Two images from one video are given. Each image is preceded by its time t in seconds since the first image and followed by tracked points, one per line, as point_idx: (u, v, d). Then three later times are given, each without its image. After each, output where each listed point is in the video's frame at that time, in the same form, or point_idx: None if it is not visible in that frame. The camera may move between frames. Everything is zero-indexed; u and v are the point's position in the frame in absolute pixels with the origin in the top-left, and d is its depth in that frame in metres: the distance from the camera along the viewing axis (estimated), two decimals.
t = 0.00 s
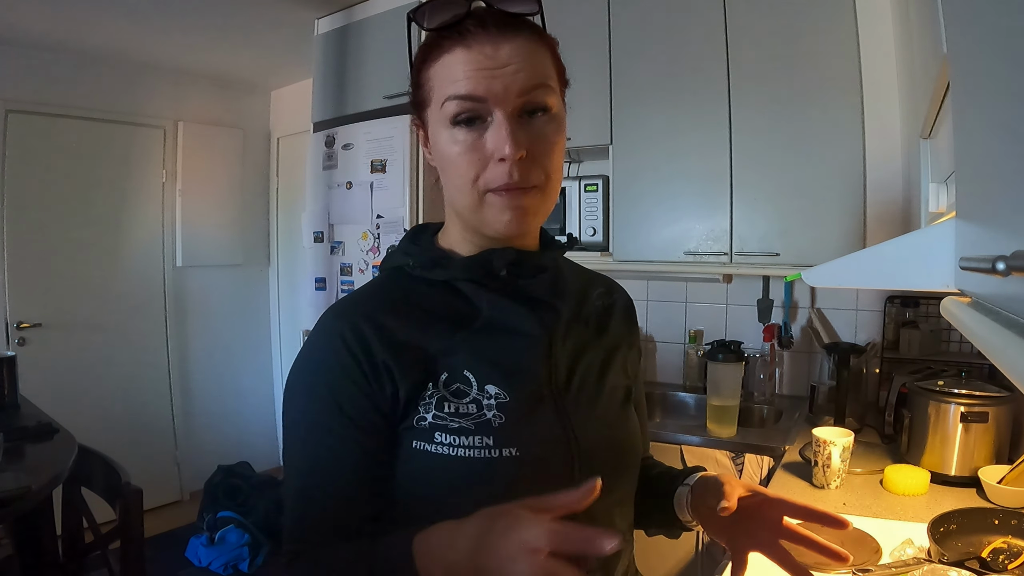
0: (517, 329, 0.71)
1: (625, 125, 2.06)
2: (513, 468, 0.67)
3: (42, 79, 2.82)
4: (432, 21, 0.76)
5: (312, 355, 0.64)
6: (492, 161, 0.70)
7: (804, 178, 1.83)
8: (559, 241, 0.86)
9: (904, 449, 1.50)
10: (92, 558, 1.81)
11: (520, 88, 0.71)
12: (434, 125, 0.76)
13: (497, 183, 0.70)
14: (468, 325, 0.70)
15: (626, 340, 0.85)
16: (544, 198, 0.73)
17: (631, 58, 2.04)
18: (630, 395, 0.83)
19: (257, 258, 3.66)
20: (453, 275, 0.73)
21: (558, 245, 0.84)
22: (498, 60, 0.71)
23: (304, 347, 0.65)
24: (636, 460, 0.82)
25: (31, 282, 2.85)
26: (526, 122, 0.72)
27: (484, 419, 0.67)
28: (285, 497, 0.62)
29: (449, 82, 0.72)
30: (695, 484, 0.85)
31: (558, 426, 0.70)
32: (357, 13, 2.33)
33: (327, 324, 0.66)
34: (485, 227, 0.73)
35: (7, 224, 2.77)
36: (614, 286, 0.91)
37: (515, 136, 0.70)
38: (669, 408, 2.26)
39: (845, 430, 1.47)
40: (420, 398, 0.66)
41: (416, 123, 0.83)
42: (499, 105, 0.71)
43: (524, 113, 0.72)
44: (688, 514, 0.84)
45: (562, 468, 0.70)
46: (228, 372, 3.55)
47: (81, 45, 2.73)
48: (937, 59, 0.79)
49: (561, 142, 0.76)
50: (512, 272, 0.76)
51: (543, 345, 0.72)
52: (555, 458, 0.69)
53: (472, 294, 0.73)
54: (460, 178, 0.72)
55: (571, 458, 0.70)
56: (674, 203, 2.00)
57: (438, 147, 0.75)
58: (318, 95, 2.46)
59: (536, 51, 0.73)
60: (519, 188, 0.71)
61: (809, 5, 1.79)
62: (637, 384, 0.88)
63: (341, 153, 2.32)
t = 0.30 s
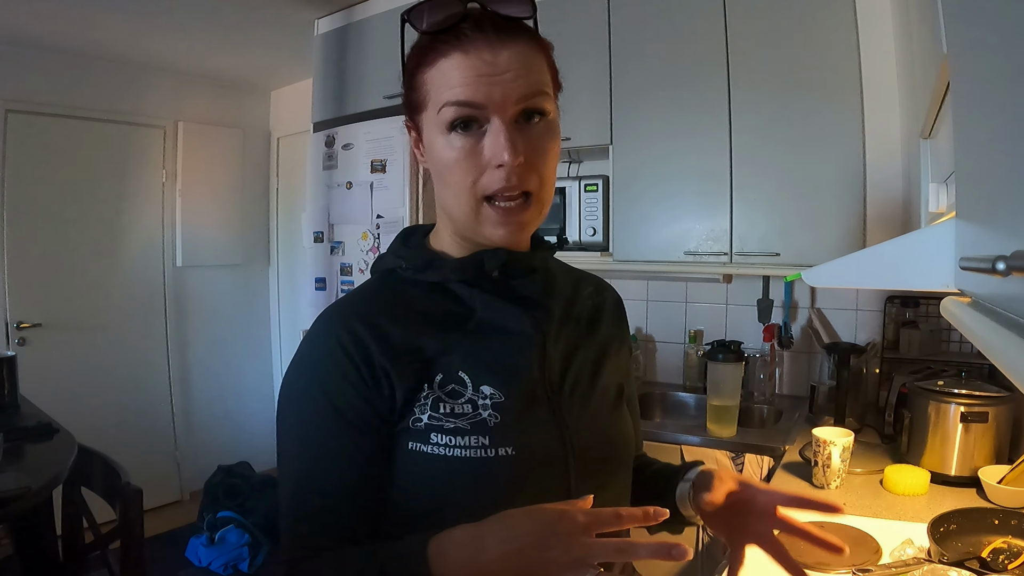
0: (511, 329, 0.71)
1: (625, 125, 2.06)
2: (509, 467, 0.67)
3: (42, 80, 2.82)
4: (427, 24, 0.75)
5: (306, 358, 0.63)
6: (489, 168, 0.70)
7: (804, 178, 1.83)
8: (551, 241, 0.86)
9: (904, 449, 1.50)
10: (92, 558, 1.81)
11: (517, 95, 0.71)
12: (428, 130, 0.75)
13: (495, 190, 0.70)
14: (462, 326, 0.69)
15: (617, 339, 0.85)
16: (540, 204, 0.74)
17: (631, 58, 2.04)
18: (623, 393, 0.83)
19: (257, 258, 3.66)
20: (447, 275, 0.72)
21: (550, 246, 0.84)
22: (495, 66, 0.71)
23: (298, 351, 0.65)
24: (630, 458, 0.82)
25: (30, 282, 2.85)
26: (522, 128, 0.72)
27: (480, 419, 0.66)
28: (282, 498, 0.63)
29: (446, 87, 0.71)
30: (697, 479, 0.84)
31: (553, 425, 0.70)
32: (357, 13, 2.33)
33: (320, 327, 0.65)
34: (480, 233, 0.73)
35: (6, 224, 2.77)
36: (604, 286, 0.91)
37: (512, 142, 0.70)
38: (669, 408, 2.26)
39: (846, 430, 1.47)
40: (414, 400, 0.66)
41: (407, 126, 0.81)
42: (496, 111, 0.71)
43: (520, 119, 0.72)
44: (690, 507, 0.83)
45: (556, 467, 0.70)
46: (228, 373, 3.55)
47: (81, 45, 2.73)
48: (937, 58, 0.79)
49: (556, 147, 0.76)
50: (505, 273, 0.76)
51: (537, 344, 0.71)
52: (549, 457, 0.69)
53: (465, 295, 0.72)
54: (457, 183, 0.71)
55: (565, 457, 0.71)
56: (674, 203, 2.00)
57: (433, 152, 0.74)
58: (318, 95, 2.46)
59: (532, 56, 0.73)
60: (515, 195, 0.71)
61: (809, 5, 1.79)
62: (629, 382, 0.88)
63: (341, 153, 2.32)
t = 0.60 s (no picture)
0: (507, 330, 0.71)
1: (625, 125, 2.06)
2: (504, 469, 0.67)
3: (42, 80, 2.82)
4: (423, 21, 0.75)
5: (301, 358, 0.63)
6: (483, 163, 0.70)
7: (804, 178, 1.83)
8: (548, 242, 0.86)
9: (904, 449, 1.50)
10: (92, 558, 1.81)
11: (512, 91, 0.71)
12: (424, 127, 0.75)
13: (489, 185, 0.70)
14: (457, 327, 0.69)
15: (614, 340, 0.85)
16: (535, 201, 0.73)
17: (631, 58, 2.04)
18: (619, 394, 0.83)
19: (257, 258, 3.66)
20: (443, 276, 0.72)
21: (547, 246, 0.84)
22: (490, 63, 0.71)
23: (294, 351, 0.65)
24: (626, 459, 0.82)
25: (30, 282, 2.85)
26: (518, 124, 0.72)
27: (475, 421, 0.66)
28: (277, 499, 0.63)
29: (441, 83, 0.71)
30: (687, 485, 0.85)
31: (548, 427, 0.70)
32: (357, 14, 2.33)
33: (316, 326, 0.65)
34: (475, 230, 0.73)
35: (6, 224, 2.77)
36: (601, 286, 0.91)
37: (507, 138, 0.70)
38: (669, 408, 2.26)
39: (846, 430, 1.47)
40: (409, 401, 0.66)
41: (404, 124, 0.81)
42: (491, 107, 0.71)
43: (515, 115, 0.72)
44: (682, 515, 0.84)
45: (552, 469, 0.70)
46: (228, 372, 3.55)
47: (82, 45, 2.74)
48: (937, 58, 0.79)
49: (552, 145, 0.76)
50: (501, 273, 0.76)
51: (533, 346, 0.71)
52: (544, 459, 0.70)
53: (461, 296, 0.72)
54: (451, 179, 0.71)
55: (560, 459, 0.71)
56: (674, 203, 2.00)
57: (428, 149, 0.74)
58: (319, 95, 2.46)
59: (528, 53, 0.73)
60: (510, 190, 0.71)
61: (808, 4, 1.79)
62: (625, 383, 0.88)
63: (341, 153, 2.32)
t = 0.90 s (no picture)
0: (502, 331, 0.71)
1: (626, 125, 2.06)
2: (498, 470, 0.67)
3: (42, 80, 2.82)
4: (423, 20, 0.75)
5: (296, 355, 0.63)
6: (482, 162, 0.70)
7: (804, 179, 1.83)
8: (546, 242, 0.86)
9: (904, 449, 1.50)
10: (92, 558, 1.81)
11: (512, 89, 0.71)
12: (423, 125, 0.75)
13: (488, 185, 0.70)
14: (453, 327, 0.69)
15: (610, 341, 0.85)
16: (534, 200, 0.73)
17: (631, 58, 2.04)
18: (616, 395, 0.83)
19: (256, 258, 3.66)
20: (438, 275, 0.72)
21: (544, 247, 0.84)
22: (490, 60, 0.71)
23: (289, 348, 0.65)
24: (622, 460, 0.82)
25: (30, 282, 2.85)
26: (517, 123, 0.72)
27: (469, 421, 0.66)
28: (270, 496, 0.63)
29: (441, 82, 0.71)
30: (680, 486, 0.85)
31: (543, 428, 0.70)
32: (357, 14, 2.33)
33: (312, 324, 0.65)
34: (474, 229, 0.73)
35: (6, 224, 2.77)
36: (599, 286, 0.91)
37: (506, 137, 0.70)
38: (669, 408, 2.27)
39: (845, 430, 1.47)
40: (403, 400, 0.66)
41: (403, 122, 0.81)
42: (491, 106, 0.71)
43: (514, 114, 0.72)
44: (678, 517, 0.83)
45: (546, 470, 0.70)
46: (228, 372, 3.55)
47: (82, 45, 2.73)
48: (937, 58, 0.79)
49: (551, 144, 0.76)
50: (498, 273, 0.76)
51: (529, 346, 0.71)
52: (539, 460, 0.70)
53: (456, 295, 0.72)
54: (450, 178, 0.71)
55: (556, 461, 0.71)
56: (674, 204, 2.00)
57: (427, 147, 0.74)
58: (319, 95, 2.46)
59: (528, 52, 0.73)
60: (508, 190, 0.71)
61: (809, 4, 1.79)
62: (622, 383, 0.88)
63: (341, 153, 2.32)
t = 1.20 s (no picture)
0: (502, 327, 0.71)
1: (626, 125, 2.06)
2: (497, 469, 0.67)
3: (42, 80, 2.83)
4: (431, 13, 0.75)
5: (290, 353, 0.63)
6: (492, 150, 0.69)
7: (804, 178, 1.82)
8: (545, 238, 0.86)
9: (904, 449, 1.50)
10: (92, 558, 1.81)
11: (522, 80, 0.71)
12: (429, 114, 0.73)
13: (498, 173, 0.69)
14: (452, 324, 0.69)
15: (609, 336, 0.85)
16: (540, 192, 0.73)
17: (630, 58, 2.04)
18: (615, 392, 0.84)
19: (256, 258, 3.66)
20: (436, 270, 0.72)
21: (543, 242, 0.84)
22: (500, 50, 0.71)
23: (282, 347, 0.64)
24: (622, 456, 0.82)
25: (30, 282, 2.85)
26: (525, 114, 0.72)
27: (467, 419, 0.66)
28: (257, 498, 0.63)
29: (451, 69, 0.71)
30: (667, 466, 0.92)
31: (543, 425, 0.70)
32: (357, 14, 2.33)
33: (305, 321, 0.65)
34: (480, 220, 0.71)
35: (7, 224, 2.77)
36: (597, 281, 0.91)
37: (517, 126, 0.70)
38: (669, 408, 2.26)
39: (845, 430, 1.47)
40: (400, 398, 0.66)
41: (403, 116, 0.80)
42: (502, 95, 0.70)
43: (523, 105, 0.72)
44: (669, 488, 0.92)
45: (546, 467, 0.70)
46: (228, 372, 3.54)
47: (82, 45, 2.73)
48: (937, 58, 0.79)
49: (554, 138, 0.76)
50: (497, 269, 0.76)
51: (528, 343, 0.71)
52: (539, 457, 0.70)
53: (455, 291, 0.72)
54: (458, 165, 0.70)
55: (555, 458, 0.71)
56: (674, 204, 2.00)
57: (433, 137, 0.73)
58: (319, 95, 2.46)
59: (535, 47, 0.74)
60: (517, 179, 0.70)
61: (809, 4, 1.79)
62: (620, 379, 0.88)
63: (341, 153, 2.32)
